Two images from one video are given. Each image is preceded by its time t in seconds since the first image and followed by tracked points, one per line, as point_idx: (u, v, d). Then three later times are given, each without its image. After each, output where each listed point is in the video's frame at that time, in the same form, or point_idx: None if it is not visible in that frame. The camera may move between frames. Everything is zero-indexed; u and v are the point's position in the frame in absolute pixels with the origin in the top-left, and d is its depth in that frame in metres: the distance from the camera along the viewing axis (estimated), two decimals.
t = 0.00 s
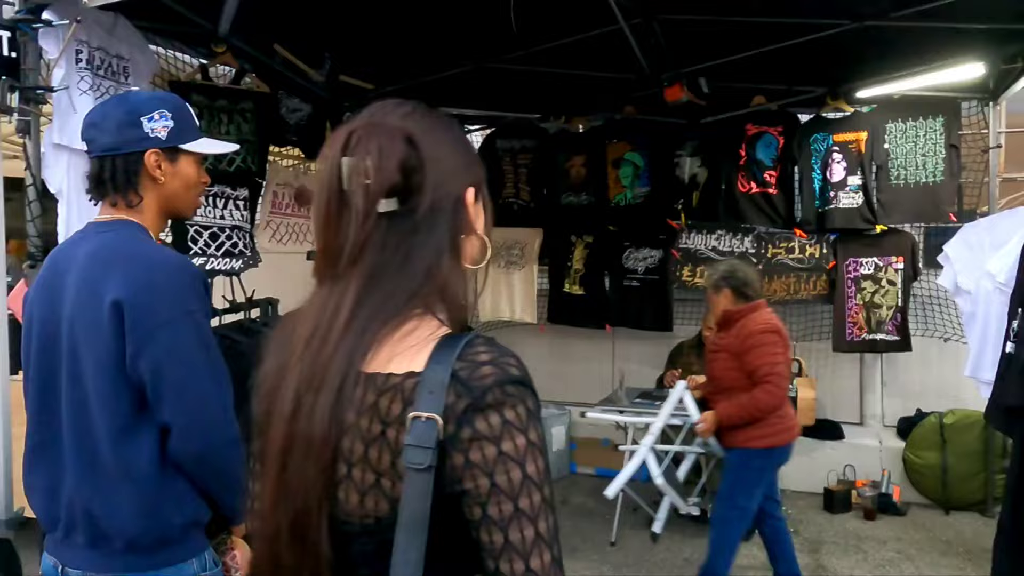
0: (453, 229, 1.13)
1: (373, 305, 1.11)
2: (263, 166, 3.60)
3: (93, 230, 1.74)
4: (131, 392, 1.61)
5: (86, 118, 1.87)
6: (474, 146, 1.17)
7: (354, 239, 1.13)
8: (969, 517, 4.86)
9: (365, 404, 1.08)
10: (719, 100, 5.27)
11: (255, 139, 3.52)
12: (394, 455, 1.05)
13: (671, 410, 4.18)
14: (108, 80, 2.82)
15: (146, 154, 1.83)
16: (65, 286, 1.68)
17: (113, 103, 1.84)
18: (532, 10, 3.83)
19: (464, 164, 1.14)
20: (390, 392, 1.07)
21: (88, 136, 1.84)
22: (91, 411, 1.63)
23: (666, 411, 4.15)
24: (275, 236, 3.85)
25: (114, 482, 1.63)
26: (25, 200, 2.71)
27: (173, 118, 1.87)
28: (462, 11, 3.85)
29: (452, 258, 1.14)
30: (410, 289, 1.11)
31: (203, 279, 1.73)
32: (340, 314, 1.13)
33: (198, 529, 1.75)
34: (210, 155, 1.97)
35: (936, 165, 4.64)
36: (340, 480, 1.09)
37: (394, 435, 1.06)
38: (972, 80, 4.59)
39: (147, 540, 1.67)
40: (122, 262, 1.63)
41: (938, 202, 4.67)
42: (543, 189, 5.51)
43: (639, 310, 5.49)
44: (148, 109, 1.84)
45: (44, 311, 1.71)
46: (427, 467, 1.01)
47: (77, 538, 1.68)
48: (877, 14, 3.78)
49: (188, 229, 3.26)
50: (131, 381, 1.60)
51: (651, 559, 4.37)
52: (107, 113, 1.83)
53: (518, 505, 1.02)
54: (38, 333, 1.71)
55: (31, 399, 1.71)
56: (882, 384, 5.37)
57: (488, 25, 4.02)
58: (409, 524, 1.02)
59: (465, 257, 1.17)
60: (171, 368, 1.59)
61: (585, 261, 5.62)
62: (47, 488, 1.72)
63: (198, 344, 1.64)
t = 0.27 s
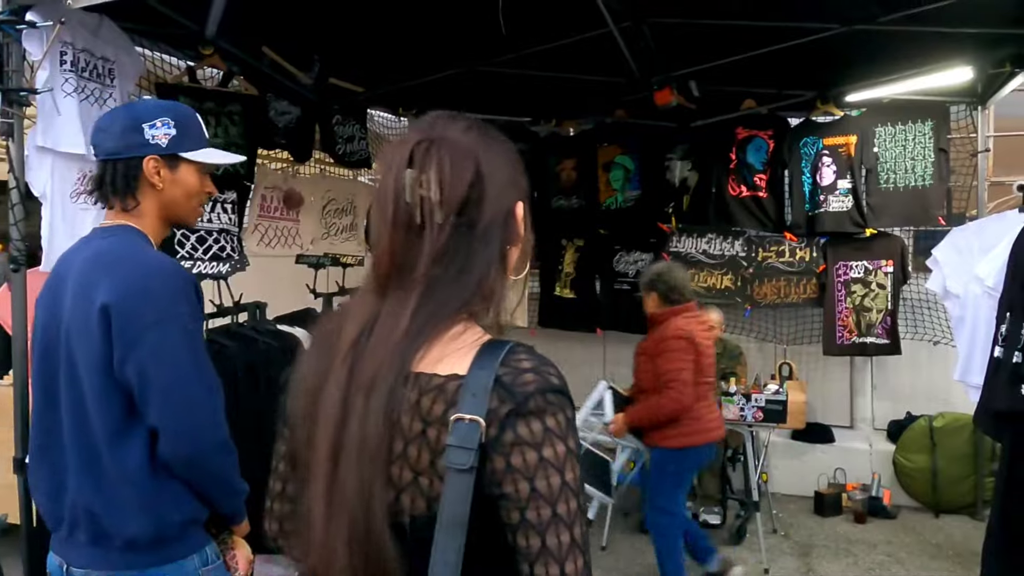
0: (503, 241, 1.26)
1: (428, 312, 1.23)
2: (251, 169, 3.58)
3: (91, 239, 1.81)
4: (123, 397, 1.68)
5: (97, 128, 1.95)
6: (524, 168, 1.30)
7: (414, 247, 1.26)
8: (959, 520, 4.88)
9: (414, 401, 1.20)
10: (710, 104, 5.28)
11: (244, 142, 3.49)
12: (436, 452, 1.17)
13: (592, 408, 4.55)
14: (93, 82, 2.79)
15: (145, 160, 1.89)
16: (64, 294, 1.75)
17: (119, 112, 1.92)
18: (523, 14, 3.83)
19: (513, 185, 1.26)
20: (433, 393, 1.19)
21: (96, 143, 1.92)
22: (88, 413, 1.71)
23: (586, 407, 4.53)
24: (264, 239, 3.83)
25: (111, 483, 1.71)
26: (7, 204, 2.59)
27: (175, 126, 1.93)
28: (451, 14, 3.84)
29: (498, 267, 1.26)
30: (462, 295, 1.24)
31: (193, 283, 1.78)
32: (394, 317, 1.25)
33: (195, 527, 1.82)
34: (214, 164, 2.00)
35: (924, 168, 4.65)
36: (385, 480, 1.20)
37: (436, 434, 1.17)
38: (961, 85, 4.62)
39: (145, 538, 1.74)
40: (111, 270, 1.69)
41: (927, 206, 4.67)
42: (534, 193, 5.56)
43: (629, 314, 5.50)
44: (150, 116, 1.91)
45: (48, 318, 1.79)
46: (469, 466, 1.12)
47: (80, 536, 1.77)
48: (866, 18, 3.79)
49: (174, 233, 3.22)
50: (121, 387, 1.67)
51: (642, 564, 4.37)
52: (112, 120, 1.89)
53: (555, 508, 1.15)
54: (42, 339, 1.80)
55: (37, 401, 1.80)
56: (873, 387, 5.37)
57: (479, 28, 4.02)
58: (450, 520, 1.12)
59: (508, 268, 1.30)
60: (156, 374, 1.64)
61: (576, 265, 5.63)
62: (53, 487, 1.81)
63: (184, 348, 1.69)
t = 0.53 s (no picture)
0: (531, 254, 1.34)
1: (468, 318, 1.31)
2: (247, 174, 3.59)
3: (129, 247, 1.80)
4: (156, 404, 1.67)
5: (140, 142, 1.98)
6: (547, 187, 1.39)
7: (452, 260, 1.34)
8: (953, 523, 4.89)
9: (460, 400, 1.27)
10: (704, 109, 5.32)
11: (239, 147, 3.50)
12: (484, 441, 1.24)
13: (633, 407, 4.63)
14: (88, 88, 2.79)
15: (177, 173, 1.90)
16: (100, 300, 1.73)
17: (158, 126, 1.94)
18: (518, 19, 3.85)
19: (539, 202, 1.35)
20: (480, 386, 1.26)
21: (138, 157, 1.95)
22: (122, 420, 1.69)
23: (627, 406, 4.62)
24: (258, 243, 3.82)
25: (143, 489, 1.70)
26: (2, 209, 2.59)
27: (209, 141, 1.93)
28: (446, 19, 3.86)
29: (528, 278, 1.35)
30: (496, 303, 1.32)
31: (226, 292, 1.77)
32: (434, 324, 1.32)
33: (224, 533, 1.81)
34: (249, 179, 2.00)
35: (918, 173, 4.67)
36: (437, 472, 1.26)
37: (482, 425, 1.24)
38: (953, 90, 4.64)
39: (175, 545, 1.73)
40: (148, 278, 1.67)
41: (921, 210, 4.69)
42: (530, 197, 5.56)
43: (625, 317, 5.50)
44: (187, 130, 1.92)
45: (81, 323, 1.77)
46: (514, 449, 1.19)
47: (110, 540, 1.75)
48: (859, 24, 3.81)
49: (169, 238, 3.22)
50: (154, 394, 1.65)
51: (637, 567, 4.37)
52: (150, 134, 1.92)
53: (597, 485, 1.21)
54: (76, 343, 1.78)
55: (70, 404, 1.78)
56: (867, 391, 5.39)
57: (474, 34, 4.03)
58: (501, 501, 1.20)
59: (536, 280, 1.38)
60: (190, 384, 1.63)
61: (571, 268, 5.61)
62: (83, 491, 1.79)
63: (217, 358, 1.67)
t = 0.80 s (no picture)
0: (562, 251, 1.57)
1: (514, 310, 1.54)
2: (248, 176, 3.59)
3: (208, 252, 1.83)
4: (237, 408, 1.71)
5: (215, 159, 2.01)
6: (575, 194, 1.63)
7: (503, 259, 1.57)
8: (953, 525, 4.89)
9: (524, 378, 1.50)
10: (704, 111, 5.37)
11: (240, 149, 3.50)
12: (550, 417, 1.47)
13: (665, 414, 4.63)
14: (90, 90, 2.80)
15: (254, 182, 1.91)
16: (180, 303, 1.76)
17: (235, 139, 1.96)
18: (519, 23, 3.87)
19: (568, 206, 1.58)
20: (539, 368, 1.50)
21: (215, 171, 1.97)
22: (202, 422, 1.73)
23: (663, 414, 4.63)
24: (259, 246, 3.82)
25: (221, 488, 1.75)
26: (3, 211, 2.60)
27: (286, 151, 1.95)
28: (447, 22, 3.87)
29: (566, 272, 1.58)
30: (542, 296, 1.55)
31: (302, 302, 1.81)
32: (490, 316, 1.56)
33: (289, 528, 1.88)
34: (324, 189, 2.02)
35: (918, 175, 4.68)
36: (507, 445, 1.49)
37: (546, 402, 1.47)
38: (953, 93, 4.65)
39: (247, 540, 1.79)
40: (234, 286, 1.71)
41: (921, 212, 4.70)
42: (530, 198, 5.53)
43: (625, 319, 5.50)
44: (265, 141, 1.95)
45: (158, 323, 1.80)
46: (577, 418, 1.43)
47: (180, 534, 1.80)
48: (859, 27, 3.82)
49: (171, 239, 3.24)
50: (238, 399, 1.70)
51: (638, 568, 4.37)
52: (227, 146, 1.94)
53: (651, 444, 1.44)
54: (151, 343, 1.80)
55: (144, 402, 1.80)
56: (868, 393, 5.37)
57: (475, 37, 4.05)
58: (572, 463, 1.44)
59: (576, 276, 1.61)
60: (275, 392, 1.68)
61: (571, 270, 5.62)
62: (154, 486, 1.82)
63: (297, 366, 1.73)
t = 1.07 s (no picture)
0: (578, 247, 1.64)
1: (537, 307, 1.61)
2: (252, 177, 3.58)
3: (285, 252, 1.97)
4: (313, 400, 1.86)
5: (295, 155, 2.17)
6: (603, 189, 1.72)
7: (538, 248, 1.65)
8: (959, 527, 4.86)
9: (564, 359, 1.57)
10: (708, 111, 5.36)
11: (243, 149, 3.50)
12: (594, 395, 1.53)
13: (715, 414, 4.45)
14: (94, 90, 2.79)
15: (339, 182, 2.09)
16: (260, 300, 1.91)
17: (318, 140, 2.13)
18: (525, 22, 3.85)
19: (596, 199, 1.67)
20: (583, 349, 1.56)
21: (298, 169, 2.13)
22: (278, 412, 1.88)
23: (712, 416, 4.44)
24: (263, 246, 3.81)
25: (294, 474, 1.89)
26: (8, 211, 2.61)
27: (367, 153, 2.13)
28: (451, 22, 3.85)
29: (596, 260, 1.65)
30: (570, 290, 1.62)
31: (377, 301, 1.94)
32: (524, 303, 1.63)
33: (354, 516, 2.02)
34: (397, 188, 2.22)
35: (924, 176, 4.66)
36: (550, 432, 1.55)
37: (591, 380, 1.53)
38: (959, 92, 4.62)
39: (315, 527, 1.93)
40: (312, 286, 1.86)
41: (927, 212, 4.67)
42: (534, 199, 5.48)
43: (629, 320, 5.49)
44: (347, 144, 2.12)
45: (236, 318, 1.94)
46: (624, 393, 1.49)
47: (252, 518, 1.93)
48: (866, 27, 3.80)
49: (176, 239, 3.24)
50: (314, 392, 1.84)
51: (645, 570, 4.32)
52: (312, 147, 2.10)
53: (690, 415, 1.50)
54: (230, 335, 1.95)
55: (222, 391, 1.95)
56: (873, 394, 5.35)
57: (481, 36, 4.03)
58: (621, 435, 1.51)
59: (607, 267, 1.68)
60: (350, 386, 1.83)
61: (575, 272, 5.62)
62: (229, 471, 1.96)
63: (371, 362, 1.86)
